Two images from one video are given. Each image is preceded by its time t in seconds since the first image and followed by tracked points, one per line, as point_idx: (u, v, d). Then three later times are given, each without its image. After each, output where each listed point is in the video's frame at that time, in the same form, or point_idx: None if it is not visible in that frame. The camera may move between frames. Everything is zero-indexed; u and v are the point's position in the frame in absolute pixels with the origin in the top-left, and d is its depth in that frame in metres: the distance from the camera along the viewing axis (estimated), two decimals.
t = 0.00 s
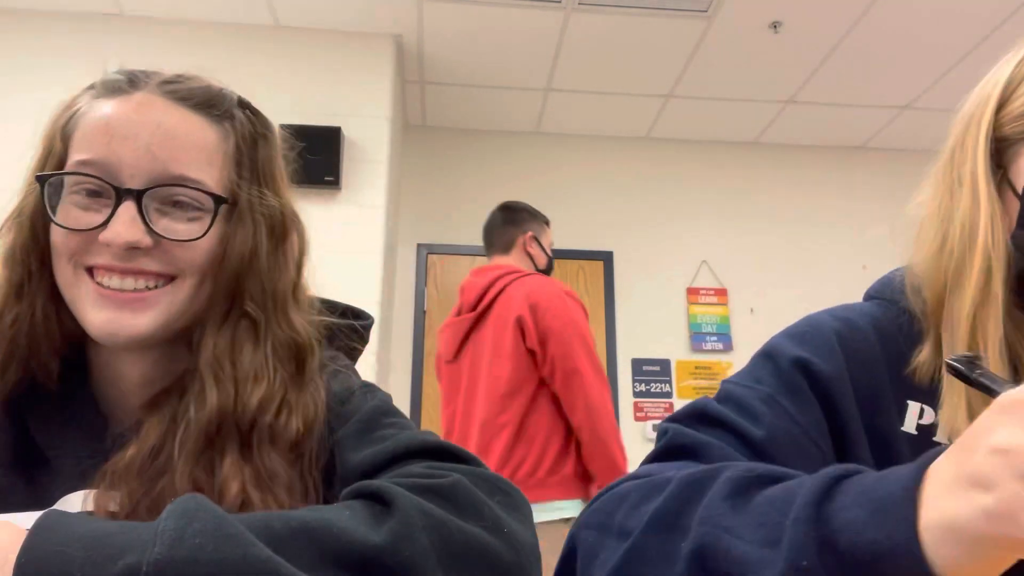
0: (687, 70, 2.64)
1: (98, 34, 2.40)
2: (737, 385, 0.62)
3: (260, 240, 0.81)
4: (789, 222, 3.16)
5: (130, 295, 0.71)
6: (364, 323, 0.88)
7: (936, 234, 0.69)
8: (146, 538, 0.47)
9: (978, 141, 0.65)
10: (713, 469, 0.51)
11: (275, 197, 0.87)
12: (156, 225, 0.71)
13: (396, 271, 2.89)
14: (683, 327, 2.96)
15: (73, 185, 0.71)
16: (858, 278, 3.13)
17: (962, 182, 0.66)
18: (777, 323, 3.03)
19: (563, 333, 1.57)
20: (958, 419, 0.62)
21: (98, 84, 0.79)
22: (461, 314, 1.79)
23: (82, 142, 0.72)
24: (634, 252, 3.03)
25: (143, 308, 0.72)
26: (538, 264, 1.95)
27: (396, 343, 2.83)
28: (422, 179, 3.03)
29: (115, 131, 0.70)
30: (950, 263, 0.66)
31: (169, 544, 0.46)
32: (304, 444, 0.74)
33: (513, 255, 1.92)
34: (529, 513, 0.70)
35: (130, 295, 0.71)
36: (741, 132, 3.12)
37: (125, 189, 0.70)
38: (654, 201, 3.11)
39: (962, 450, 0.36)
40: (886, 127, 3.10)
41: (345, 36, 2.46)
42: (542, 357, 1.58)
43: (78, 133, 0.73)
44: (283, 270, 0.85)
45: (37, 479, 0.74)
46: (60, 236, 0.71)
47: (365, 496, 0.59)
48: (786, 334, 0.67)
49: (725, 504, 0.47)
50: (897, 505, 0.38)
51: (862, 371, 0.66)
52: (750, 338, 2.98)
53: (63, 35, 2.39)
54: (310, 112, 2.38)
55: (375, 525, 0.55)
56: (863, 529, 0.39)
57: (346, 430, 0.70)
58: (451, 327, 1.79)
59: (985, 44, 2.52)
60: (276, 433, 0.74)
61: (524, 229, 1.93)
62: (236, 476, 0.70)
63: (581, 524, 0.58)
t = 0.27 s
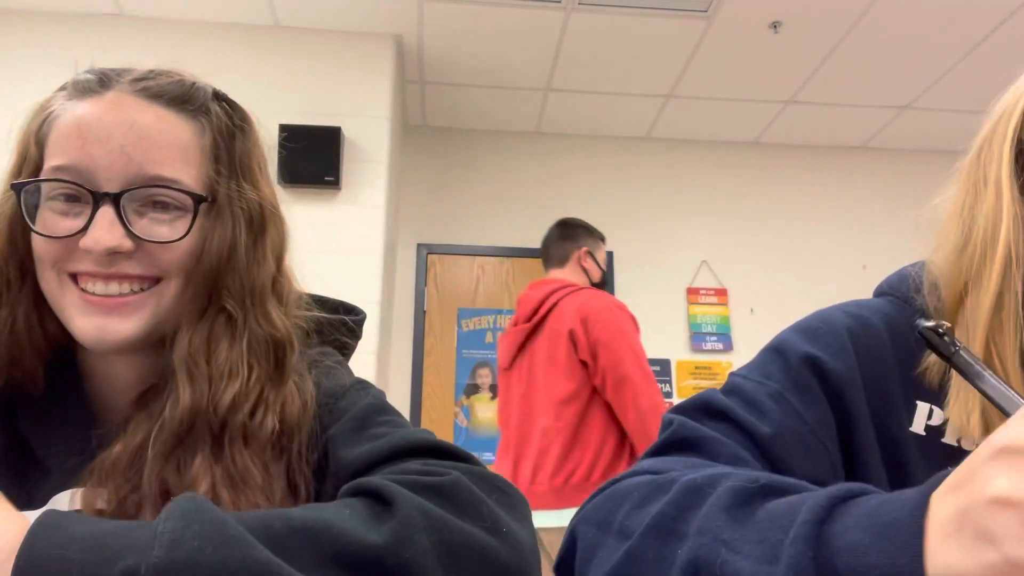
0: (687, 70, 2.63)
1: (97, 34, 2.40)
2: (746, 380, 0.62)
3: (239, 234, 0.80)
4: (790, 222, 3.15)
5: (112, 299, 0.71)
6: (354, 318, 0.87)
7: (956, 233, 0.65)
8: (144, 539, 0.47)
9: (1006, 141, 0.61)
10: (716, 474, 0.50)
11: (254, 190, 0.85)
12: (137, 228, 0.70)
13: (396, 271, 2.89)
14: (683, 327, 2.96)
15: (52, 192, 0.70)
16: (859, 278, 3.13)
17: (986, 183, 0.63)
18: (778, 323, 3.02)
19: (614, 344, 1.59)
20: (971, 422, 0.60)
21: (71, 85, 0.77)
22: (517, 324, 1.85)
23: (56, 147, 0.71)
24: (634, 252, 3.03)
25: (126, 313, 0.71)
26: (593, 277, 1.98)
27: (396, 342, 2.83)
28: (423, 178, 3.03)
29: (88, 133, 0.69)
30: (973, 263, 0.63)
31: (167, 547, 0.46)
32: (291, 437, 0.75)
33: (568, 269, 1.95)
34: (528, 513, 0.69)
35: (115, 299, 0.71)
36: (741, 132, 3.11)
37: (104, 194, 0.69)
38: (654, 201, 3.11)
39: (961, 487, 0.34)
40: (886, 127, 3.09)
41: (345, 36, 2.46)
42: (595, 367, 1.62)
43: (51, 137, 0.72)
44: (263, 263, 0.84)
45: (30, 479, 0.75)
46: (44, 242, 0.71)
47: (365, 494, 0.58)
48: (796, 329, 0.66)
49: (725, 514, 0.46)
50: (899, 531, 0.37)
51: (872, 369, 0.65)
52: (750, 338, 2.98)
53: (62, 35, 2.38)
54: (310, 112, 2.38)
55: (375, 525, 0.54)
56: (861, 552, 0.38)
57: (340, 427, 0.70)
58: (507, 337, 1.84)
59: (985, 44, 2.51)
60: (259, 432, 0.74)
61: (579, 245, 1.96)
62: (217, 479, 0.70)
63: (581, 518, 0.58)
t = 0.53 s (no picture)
0: (687, 70, 2.63)
1: (98, 34, 2.39)
2: (745, 381, 0.62)
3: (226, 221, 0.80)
4: (790, 222, 3.15)
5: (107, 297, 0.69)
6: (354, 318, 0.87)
7: (961, 226, 0.63)
8: (152, 481, 0.46)
9: (1010, 133, 0.60)
10: (718, 475, 0.50)
11: (236, 177, 0.85)
12: (126, 221, 0.69)
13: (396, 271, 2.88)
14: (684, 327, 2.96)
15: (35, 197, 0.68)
16: (859, 278, 3.13)
17: (991, 178, 0.61)
18: (778, 323, 3.02)
19: (681, 362, 1.63)
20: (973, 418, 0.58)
21: (46, 87, 0.76)
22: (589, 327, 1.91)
23: (34, 150, 0.69)
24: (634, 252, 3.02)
25: (125, 308, 0.71)
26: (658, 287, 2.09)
27: (396, 343, 2.83)
28: (423, 178, 3.02)
29: (68, 131, 0.68)
30: (976, 255, 0.60)
31: (174, 488, 0.46)
32: (284, 427, 0.75)
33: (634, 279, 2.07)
34: (519, 511, 0.68)
35: (109, 297, 0.70)
36: (742, 132, 3.11)
37: (93, 190, 0.68)
38: (654, 200, 3.10)
39: (945, 505, 0.34)
40: (887, 126, 3.09)
41: (345, 36, 2.45)
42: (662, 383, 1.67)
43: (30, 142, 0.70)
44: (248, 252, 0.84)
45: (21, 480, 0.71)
46: (34, 246, 0.69)
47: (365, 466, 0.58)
48: (796, 330, 0.66)
49: (726, 517, 0.46)
50: (895, 535, 0.37)
51: (872, 369, 0.65)
52: (751, 338, 2.98)
53: (63, 35, 2.38)
54: (310, 112, 2.38)
55: (365, 495, 0.54)
56: (858, 555, 0.38)
57: (336, 423, 0.69)
58: (574, 342, 1.92)
59: (986, 44, 2.51)
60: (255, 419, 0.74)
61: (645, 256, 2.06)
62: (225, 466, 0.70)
63: (581, 519, 0.58)
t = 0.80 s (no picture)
0: (686, 70, 2.63)
1: (98, 35, 2.40)
2: (745, 386, 0.62)
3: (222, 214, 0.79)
4: (790, 222, 3.15)
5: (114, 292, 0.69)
6: (354, 314, 0.86)
7: (966, 219, 0.63)
8: (149, 413, 0.50)
9: (1018, 127, 0.60)
10: (720, 474, 0.50)
11: (230, 167, 0.84)
12: (130, 211, 0.69)
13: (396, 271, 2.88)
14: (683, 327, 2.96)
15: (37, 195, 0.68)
16: (859, 278, 3.12)
17: (998, 171, 0.61)
18: (778, 323, 3.02)
19: (718, 368, 1.64)
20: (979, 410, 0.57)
21: (42, 87, 0.75)
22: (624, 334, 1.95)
23: (35, 148, 0.69)
24: (634, 252, 3.03)
25: (134, 300, 0.71)
26: (699, 290, 2.17)
27: (396, 343, 2.83)
28: (423, 178, 3.03)
29: (66, 127, 0.67)
30: (982, 247, 0.60)
31: (165, 425, 0.49)
32: (278, 417, 0.75)
33: (675, 280, 2.17)
34: (498, 530, 0.68)
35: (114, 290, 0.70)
36: (741, 132, 3.11)
37: (95, 182, 0.67)
38: (654, 200, 3.10)
39: (944, 485, 0.33)
40: (886, 127, 3.09)
41: (345, 37, 2.45)
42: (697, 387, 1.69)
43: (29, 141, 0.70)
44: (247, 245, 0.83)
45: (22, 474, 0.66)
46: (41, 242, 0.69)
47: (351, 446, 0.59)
48: (796, 334, 0.66)
49: (731, 511, 0.46)
50: (896, 520, 0.37)
51: (871, 373, 0.65)
52: (750, 338, 2.98)
53: (63, 37, 2.38)
54: (310, 112, 2.38)
55: (344, 471, 0.55)
56: (863, 541, 0.38)
57: (327, 416, 0.69)
58: (613, 341, 1.95)
59: (985, 44, 2.51)
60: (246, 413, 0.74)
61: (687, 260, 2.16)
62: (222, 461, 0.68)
63: (581, 523, 0.58)
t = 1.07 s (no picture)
0: (686, 70, 2.63)
1: (98, 34, 2.39)
2: (745, 386, 0.62)
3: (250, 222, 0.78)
4: (790, 222, 3.15)
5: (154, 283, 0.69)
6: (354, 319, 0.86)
7: (972, 222, 0.63)
8: (177, 386, 0.50)
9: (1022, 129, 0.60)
10: (722, 476, 0.50)
11: (262, 175, 0.84)
12: (174, 204, 0.69)
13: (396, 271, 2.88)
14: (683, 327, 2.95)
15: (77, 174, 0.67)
16: (859, 278, 3.12)
17: (1004, 175, 0.61)
18: (777, 323, 3.01)
19: (705, 368, 1.65)
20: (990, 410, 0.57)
21: (90, 76, 0.74)
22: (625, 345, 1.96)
23: (83, 131, 0.69)
24: (634, 252, 3.02)
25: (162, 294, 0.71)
26: (705, 299, 2.17)
27: (396, 343, 2.82)
28: (423, 178, 3.02)
29: (123, 116, 0.67)
30: (988, 249, 0.60)
31: (194, 397, 0.48)
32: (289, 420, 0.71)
33: (682, 289, 2.17)
34: (503, 533, 0.68)
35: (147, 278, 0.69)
36: (742, 132, 3.11)
37: (150, 171, 0.68)
38: (654, 200, 3.10)
39: (953, 493, 0.33)
40: (886, 127, 3.09)
41: (345, 37, 2.45)
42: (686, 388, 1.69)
43: (78, 122, 0.69)
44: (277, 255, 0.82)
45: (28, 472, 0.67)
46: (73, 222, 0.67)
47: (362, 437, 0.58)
48: (798, 334, 0.66)
49: (733, 515, 0.45)
50: (902, 524, 0.37)
51: (873, 374, 0.64)
52: (750, 339, 2.97)
53: (63, 36, 2.38)
54: (309, 112, 2.38)
55: (365, 460, 0.54)
56: (868, 546, 0.38)
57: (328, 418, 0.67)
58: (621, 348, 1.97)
59: (986, 44, 2.51)
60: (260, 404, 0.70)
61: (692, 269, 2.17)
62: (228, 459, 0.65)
63: (580, 523, 0.58)
